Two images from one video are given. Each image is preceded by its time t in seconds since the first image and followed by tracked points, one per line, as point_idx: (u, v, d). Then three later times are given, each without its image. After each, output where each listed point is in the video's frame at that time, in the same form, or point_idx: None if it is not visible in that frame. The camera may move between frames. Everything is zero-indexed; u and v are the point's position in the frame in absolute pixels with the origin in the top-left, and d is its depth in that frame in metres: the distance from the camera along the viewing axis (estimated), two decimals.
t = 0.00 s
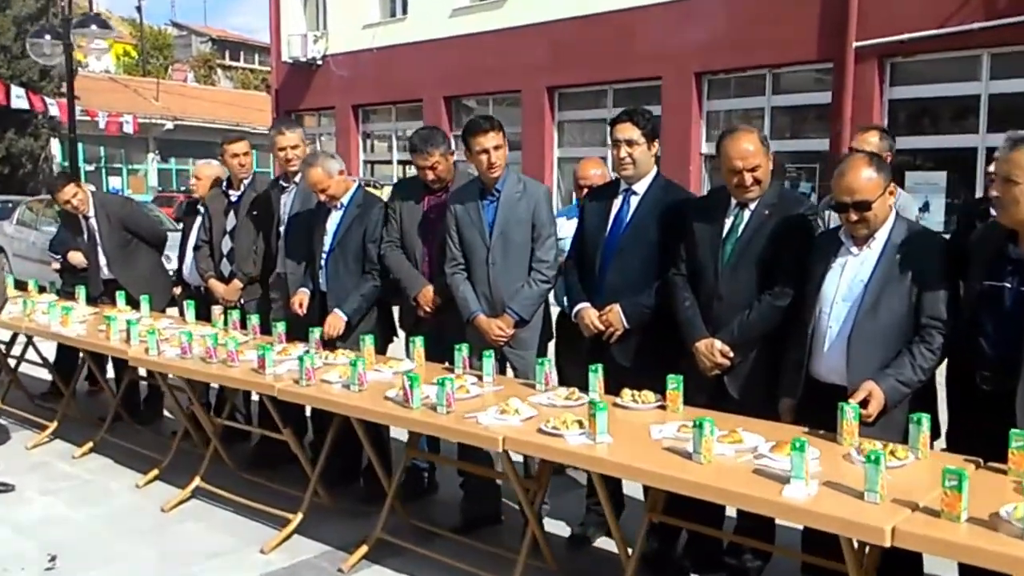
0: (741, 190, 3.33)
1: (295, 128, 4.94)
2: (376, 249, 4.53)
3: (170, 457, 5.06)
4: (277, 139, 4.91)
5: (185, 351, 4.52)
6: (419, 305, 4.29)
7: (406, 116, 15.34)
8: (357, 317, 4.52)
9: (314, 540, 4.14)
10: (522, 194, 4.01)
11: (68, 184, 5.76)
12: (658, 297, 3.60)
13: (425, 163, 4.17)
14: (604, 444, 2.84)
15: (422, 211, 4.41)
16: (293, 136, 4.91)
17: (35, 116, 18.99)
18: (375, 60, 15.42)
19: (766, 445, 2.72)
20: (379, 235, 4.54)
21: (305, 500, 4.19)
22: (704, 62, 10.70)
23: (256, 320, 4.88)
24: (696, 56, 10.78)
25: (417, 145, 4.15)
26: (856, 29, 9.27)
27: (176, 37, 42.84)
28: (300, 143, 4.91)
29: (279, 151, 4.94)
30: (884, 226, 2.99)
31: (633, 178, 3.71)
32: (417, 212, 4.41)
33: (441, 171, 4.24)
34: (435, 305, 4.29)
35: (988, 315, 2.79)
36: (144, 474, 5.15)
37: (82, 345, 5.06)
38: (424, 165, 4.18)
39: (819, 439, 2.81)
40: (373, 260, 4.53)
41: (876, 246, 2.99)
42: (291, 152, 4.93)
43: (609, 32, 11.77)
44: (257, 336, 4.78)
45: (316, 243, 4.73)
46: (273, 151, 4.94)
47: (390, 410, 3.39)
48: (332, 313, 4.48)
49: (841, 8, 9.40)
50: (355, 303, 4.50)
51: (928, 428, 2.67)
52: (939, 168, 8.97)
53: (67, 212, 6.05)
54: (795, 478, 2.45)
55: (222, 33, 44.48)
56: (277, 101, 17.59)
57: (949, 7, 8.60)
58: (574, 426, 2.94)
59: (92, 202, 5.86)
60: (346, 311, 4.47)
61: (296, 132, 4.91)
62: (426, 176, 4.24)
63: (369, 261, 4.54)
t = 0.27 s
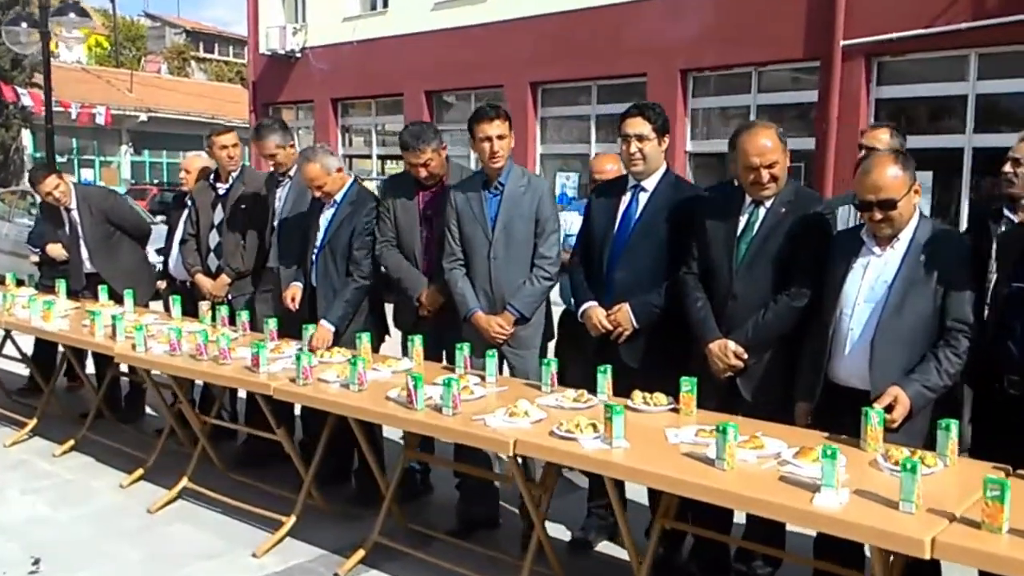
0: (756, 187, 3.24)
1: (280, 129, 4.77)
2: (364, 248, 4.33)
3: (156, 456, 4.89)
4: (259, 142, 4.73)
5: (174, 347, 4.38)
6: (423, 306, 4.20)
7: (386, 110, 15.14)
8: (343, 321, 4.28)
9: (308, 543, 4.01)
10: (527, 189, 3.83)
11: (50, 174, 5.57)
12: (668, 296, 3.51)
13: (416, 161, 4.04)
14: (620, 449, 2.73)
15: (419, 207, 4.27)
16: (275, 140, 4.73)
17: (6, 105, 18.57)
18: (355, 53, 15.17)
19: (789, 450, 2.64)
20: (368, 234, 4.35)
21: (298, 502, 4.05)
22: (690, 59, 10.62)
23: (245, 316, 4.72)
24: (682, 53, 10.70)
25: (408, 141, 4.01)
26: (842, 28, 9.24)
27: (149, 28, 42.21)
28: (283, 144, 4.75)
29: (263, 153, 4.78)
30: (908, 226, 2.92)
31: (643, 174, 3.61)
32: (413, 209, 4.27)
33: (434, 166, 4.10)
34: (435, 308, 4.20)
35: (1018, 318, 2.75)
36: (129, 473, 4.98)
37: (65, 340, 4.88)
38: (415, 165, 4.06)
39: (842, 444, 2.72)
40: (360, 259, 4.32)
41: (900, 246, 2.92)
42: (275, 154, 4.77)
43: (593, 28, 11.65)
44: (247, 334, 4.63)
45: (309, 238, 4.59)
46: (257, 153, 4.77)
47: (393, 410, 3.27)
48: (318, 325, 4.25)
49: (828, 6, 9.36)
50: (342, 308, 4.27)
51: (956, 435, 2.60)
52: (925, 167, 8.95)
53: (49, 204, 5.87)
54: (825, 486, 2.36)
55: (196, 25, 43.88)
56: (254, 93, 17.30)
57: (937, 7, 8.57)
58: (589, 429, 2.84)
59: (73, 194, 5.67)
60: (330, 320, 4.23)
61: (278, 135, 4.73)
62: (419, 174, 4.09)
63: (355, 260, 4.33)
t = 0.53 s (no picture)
0: (770, 184, 3.13)
1: (273, 126, 4.66)
2: (356, 245, 4.19)
3: (144, 458, 4.74)
4: (251, 139, 4.64)
5: (165, 346, 4.26)
6: (420, 305, 4.05)
7: (372, 107, 14.95)
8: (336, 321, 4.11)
9: (300, 549, 3.88)
10: (528, 184, 3.62)
11: (38, 168, 5.40)
12: (677, 295, 3.40)
13: (417, 153, 3.91)
14: (635, 455, 2.61)
15: (417, 203, 4.14)
16: (267, 137, 4.64)
17: None
18: (341, 49, 14.95)
19: (812, 458, 2.53)
20: (363, 232, 4.21)
21: (293, 507, 3.92)
22: (680, 56, 10.51)
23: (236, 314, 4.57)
24: (672, 50, 10.59)
25: (410, 133, 3.88)
26: (833, 26, 9.16)
27: (132, 23, 41.75)
28: (276, 141, 4.66)
29: (255, 150, 4.68)
30: (931, 224, 2.82)
31: (651, 170, 3.49)
32: (412, 204, 4.14)
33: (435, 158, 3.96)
34: (430, 307, 4.05)
35: None
36: (116, 476, 4.83)
37: (51, 338, 4.72)
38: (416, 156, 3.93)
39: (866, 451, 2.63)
40: (351, 256, 4.18)
41: (923, 245, 2.82)
42: (268, 151, 4.68)
43: (582, 25, 11.50)
44: (236, 334, 4.48)
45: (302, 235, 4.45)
46: (250, 151, 4.68)
47: (395, 413, 3.14)
48: (309, 326, 4.07)
49: (819, 3, 9.27)
50: (334, 308, 4.10)
51: (986, 441, 2.51)
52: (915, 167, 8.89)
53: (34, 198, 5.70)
54: (856, 497, 2.26)
55: (180, 20, 43.45)
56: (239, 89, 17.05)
57: (929, 5, 8.50)
58: (602, 434, 2.72)
59: (62, 189, 5.51)
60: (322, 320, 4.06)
61: (269, 131, 4.63)
62: (419, 167, 3.97)
63: (347, 257, 4.19)
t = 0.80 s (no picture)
0: (788, 186, 3.02)
1: (268, 127, 4.54)
2: (357, 247, 4.08)
3: (132, 470, 4.59)
4: (246, 140, 4.52)
5: (155, 355, 4.09)
6: (417, 308, 3.90)
7: (357, 107, 14.77)
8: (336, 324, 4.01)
9: (296, 566, 3.74)
10: (533, 185, 3.40)
11: (25, 167, 5.25)
12: (690, 300, 3.30)
13: (422, 151, 3.81)
14: (656, 471, 2.50)
15: (415, 206, 3.99)
16: (262, 137, 4.52)
17: None
18: (325, 49, 14.76)
19: (843, 472, 2.44)
20: (365, 234, 4.10)
21: (289, 522, 3.78)
22: (668, 57, 10.42)
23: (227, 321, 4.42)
24: (660, 51, 10.50)
25: (414, 132, 3.78)
26: (821, 27, 9.10)
27: (111, 23, 41.29)
28: (271, 142, 4.53)
29: (249, 151, 4.56)
30: (957, 227, 2.71)
31: (662, 172, 3.39)
32: (414, 204, 4.00)
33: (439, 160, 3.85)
34: (430, 309, 3.89)
35: None
36: (102, 489, 4.68)
37: (35, 347, 4.56)
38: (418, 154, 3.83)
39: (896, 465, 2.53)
40: (352, 259, 4.07)
41: (948, 249, 2.71)
42: (262, 152, 4.54)
43: (568, 26, 11.39)
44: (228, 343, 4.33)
45: (296, 239, 4.32)
46: (244, 152, 4.55)
47: (400, 426, 3.01)
48: (308, 327, 3.94)
49: (807, 4, 9.21)
50: (336, 311, 4.00)
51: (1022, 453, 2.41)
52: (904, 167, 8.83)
53: (17, 198, 5.53)
54: (895, 515, 2.15)
55: (160, 20, 43.03)
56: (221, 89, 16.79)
57: (917, 6, 8.46)
58: (621, 448, 2.61)
59: (48, 188, 5.34)
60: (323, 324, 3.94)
61: (265, 132, 4.52)
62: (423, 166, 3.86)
63: (348, 260, 4.07)
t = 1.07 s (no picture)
0: (806, 192, 2.94)
1: (259, 121, 4.41)
2: (361, 247, 4.02)
3: (113, 481, 4.42)
4: (235, 133, 4.39)
5: (140, 362, 3.90)
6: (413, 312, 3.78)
7: (334, 105, 14.53)
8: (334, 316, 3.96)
9: None
10: (541, 188, 3.28)
11: (18, 158, 5.12)
12: (703, 308, 3.21)
13: (427, 136, 3.68)
14: (678, 488, 2.40)
15: (416, 206, 3.91)
16: (253, 131, 4.38)
17: None
18: (301, 45, 14.52)
19: (872, 489, 2.35)
20: (365, 234, 4.03)
21: (282, 536, 3.65)
22: (652, 57, 10.34)
23: (215, 325, 4.27)
24: (644, 51, 10.42)
25: (420, 118, 3.65)
26: (807, 29, 9.07)
27: (80, 16, 40.60)
28: (262, 137, 4.41)
29: (238, 145, 4.42)
30: (983, 235, 2.62)
31: (673, 175, 3.30)
32: (414, 201, 3.91)
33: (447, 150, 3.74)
34: (428, 311, 3.75)
35: None
36: (82, 500, 4.51)
37: (12, 352, 4.38)
38: (422, 141, 3.70)
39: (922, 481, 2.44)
40: (358, 258, 4.03)
41: (974, 257, 2.62)
42: (252, 146, 4.41)
43: (551, 25, 11.27)
44: (216, 349, 4.18)
45: (288, 240, 4.18)
46: (233, 146, 4.42)
47: (405, 439, 2.89)
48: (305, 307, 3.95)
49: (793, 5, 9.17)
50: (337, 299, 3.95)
51: None
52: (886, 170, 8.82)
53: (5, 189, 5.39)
54: (935, 536, 2.06)
55: (130, 14, 42.41)
56: (194, 85, 16.49)
57: (902, 9, 8.43)
58: (640, 463, 2.50)
59: (39, 180, 5.25)
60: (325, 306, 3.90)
61: (255, 126, 4.38)
62: (428, 155, 3.72)
63: (352, 259, 4.03)
